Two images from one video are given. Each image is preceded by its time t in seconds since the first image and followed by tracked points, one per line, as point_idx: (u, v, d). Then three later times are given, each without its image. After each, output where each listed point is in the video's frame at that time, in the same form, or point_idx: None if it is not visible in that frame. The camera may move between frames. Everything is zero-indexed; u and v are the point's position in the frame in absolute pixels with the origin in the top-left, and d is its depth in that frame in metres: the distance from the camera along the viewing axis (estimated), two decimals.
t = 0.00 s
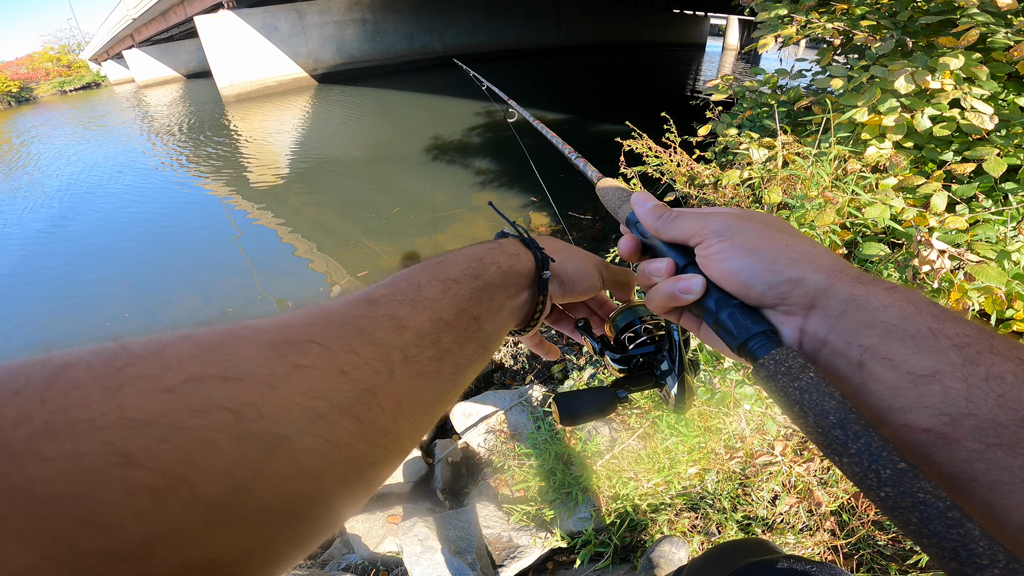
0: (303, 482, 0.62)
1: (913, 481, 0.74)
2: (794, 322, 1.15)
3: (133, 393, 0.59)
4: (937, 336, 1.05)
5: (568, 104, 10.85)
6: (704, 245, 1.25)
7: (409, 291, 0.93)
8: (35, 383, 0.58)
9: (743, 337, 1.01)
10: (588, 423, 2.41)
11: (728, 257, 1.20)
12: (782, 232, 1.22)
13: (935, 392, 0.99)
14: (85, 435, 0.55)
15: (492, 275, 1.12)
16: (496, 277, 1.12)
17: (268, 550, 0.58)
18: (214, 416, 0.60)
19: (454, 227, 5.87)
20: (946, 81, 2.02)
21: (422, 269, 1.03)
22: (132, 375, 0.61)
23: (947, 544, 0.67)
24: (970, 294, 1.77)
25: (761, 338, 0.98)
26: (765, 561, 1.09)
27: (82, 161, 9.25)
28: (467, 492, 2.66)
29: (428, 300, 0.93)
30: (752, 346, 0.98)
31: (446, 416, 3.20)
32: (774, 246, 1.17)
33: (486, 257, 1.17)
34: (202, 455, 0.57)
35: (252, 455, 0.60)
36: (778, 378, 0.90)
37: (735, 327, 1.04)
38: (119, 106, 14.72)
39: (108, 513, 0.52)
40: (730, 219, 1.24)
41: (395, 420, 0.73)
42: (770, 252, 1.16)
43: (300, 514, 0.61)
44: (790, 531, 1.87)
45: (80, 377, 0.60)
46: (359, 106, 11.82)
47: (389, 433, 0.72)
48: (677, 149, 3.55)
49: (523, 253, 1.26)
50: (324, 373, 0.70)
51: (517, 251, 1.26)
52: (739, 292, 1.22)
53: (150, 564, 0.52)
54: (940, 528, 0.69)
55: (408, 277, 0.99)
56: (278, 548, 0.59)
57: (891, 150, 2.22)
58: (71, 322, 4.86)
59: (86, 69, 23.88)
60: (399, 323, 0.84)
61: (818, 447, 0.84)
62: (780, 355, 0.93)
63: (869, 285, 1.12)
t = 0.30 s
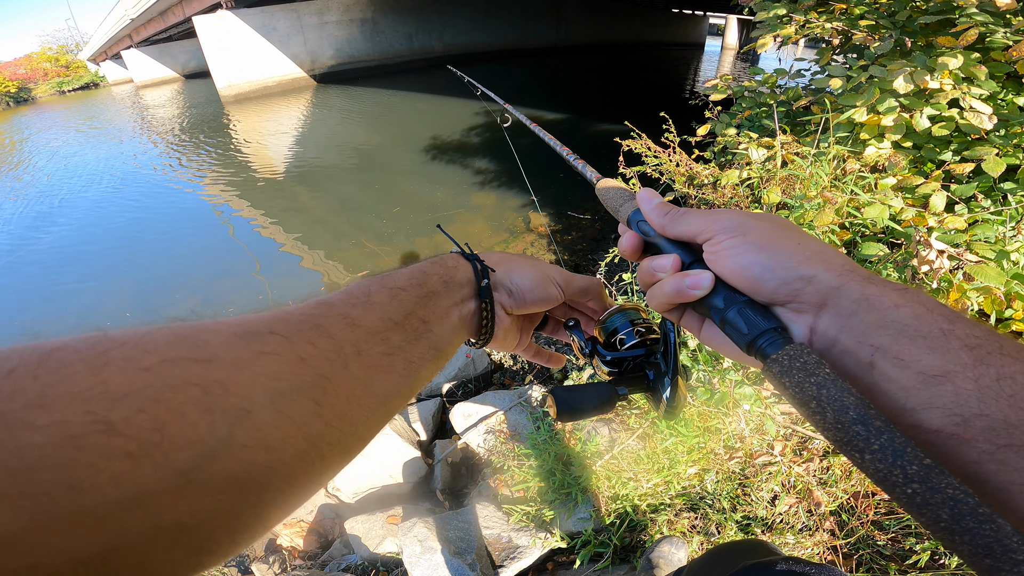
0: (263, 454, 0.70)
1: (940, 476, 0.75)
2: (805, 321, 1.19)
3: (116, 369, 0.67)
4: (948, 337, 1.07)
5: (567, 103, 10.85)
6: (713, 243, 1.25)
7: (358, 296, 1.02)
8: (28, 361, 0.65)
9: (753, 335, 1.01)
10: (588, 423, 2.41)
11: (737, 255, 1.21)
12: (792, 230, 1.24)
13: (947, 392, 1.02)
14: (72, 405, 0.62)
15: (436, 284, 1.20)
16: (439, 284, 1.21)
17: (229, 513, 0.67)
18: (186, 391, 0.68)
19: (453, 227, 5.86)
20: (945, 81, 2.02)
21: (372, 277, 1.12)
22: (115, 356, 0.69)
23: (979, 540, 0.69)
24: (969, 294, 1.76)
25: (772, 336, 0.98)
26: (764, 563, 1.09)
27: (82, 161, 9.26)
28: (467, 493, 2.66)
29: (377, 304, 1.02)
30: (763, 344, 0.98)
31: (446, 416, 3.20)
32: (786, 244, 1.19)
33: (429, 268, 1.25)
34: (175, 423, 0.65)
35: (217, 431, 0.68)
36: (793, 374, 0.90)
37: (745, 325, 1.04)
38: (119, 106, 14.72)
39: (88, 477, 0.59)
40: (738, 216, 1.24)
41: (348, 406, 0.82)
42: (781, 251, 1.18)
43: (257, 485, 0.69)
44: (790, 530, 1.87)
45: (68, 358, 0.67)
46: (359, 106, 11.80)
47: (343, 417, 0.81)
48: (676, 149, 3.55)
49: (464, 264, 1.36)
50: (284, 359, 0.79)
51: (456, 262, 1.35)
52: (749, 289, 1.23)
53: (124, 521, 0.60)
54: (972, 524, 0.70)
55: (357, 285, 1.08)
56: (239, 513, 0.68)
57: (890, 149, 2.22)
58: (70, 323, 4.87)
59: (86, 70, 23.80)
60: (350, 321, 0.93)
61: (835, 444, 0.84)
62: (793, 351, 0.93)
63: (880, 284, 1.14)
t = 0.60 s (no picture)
0: (257, 450, 0.77)
1: (954, 471, 0.75)
2: (810, 317, 1.20)
3: (128, 368, 0.74)
4: (954, 335, 1.07)
5: (567, 103, 10.85)
6: (718, 238, 1.26)
7: (344, 314, 1.10)
8: (45, 357, 0.72)
9: (757, 331, 1.01)
10: (588, 423, 2.41)
11: (743, 251, 1.22)
12: (798, 227, 1.25)
13: (952, 390, 1.02)
14: (87, 398, 0.69)
15: (416, 305, 1.28)
16: (417, 305, 1.30)
17: (224, 505, 0.73)
18: (190, 389, 0.75)
19: (453, 227, 5.85)
20: (945, 81, 2.01)
21: (355, 300, 1.20)
22: (126, 356, 0.76)
23: (997, 535, 0.68)
24: (968, 294, 1.77)
25: (777, 331, 0.98)
26: (762, 564, 1.09)
27: (81, 161, 9.25)
28: (467, 493, 2.66)
29: (361, 321, 1.10)
30: (767, 339, 0.98)
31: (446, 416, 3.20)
32: (792, 240, 1.20)
33: (407, 292, 1.33)
34: (179, 418, 0.72)
35: (218, 426, 0.74)
36: (802, 368, 0.90)
37: (751, 319, 1.04)
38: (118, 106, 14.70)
39: (97, 465, 0.65)
40: (744, 214, 1.26)
41: (335, 409, 0.90)
42: (787, 247, 1.19)
43: (252, 477, 0.76)
44: (789, 531, 1.87)
45: (83, 355, 0.74)
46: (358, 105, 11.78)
47: (330, 420, 0.88)
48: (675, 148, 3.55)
49: (437, 288, 1.43)
50: (279, 365, 0.86)
51: (431, 286, 1.42)
52: (754, 284, 1.24)
53: (128, 508, 0.66)
54: (989, 519, 0.70)
55: (342, 305, 1.16)
56: (232, 504, 0.74)
57: (890, 149, 2.21)
58: (70, 323, 4.86)
59: (84, 69, 23.73)
60: (339, 334, 1.02)
61: (846, 439, 0.83)
62: (801, 345, 0.94)
63: (886, 284, 1.15)
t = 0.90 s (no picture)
0: (273, 450, 0.84)
1: (958, 472, 0.74)
2: (811, 319, 1.20)
3: (154, 370, 0.79)
4: (955, 338, 1.07)
5: (566, 102, 10.84)
6: (719, 239, 1.26)
7: (347, 328, 1.18)
8: (76, 359, 0.77)
9: (756, 332, 1.01)
10: (587, 423, 2.42)
11: (743, 251, 1.22)
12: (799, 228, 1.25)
13: (954, 392, 1.01)
14: (116, 397, 0.74)
15: (415, 321, 1.38)
16: (414, 322, 1.38)
17: (240, 501, 0.79)
18: (211, 392, 0.81)
19: (452, 226, 5.85)
20: (945, 80, 2.00)
21: (355, 316, 1.28)
22: (152, 360, 0.81)
23: (1005, 537, 0.66)
24: (968, 294, 1.77)
25: (776, 333, 0.98)
26: (762, 565, 1.09)
27: (80, 161, 9.23)
28: (467, 492, 2.65)
29: (364, 334, 1.18)
30: (766, 340, 0.99)
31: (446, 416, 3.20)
32: (793, 241, 1.20)
33: (404, 309, 1.41)
34: (202, 419, 0.78)
35: (238, 428, 0.81)
36: (803, 368, 0.90)
37: (750, 320, 1.04)
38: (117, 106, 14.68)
39: (126, 462, 0.71)
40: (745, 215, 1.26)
41: (342, 415, 0.97)
42: (788, 247, 1.19)
43: (267, 475, 0.82)
44: (789, 530, 1.87)
45: (110, 357, 0.79)
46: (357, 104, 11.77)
47: (337, 425, 0.95)
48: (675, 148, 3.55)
49: (432, 305, 1.51)
50: (291, 371, 0.93)
51: (427, 304, 1.51)
52: (754, 285, 1.24)
53: (154, 504, 0.72)
54: (996, 520, 0.68)
55: (345, 319, 1.23)
56: (248, 502, 0.80)
57: (890, 149, 2.21)
58: (69, 322, 4.85)
59: (83, 69, 23.69)
60: (345, 346, 1.10)
61: (848, 439, 0.83)
62: (801, 346, 0.94)
63: (887, 285, 1.15)
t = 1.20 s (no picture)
0: (278, 459, 0.83)
1: (973, 471, 0.73)
2: (816, 319, 1.19)
3: (159, 381, 0.79)
4: (962, 338, 1.07)
5: (566, 101, 10.84)
6: (722, 239, 1.25)
7: (347, 338, 1.17)
8: (81, 370, 0.76)
9: (761, 333, 1.01)
10: (587, 422, 2.41)
11: (747, 251, 1.22)
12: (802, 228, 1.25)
13: (962, 392, 1.01)
14: (122, 409, 0.74)
15: (416, 329, 1.38)
16: (414, 331, 1.37)
17: (245, 510, 0.79)
18: (216, 402, 0.81)
19: (452, 225, 5.83)
20: (946, 79, 1.99)
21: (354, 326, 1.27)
22: (157, 371, 0.80)
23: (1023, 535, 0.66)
24: (969, 293, 1.76)
25: (781, 333, 0.98)
26: (763, 564, 1.08)
27: (79, 160, 9.21)
28: (467, 492, 2.64)
29: (365, 344, 1.17)
30: (772, 341, 0.98)
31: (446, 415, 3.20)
32: (796, 240, 1.20)
33: (402, 318, 1.40)
34: (206, 428, 0.78)
35: (243, 437, 0.80)
36: (810, 368, 0.90)
37: (755, 320, 1.04)
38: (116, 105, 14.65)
39: (132, 472, 0.71)
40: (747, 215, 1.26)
41: (347, 423, 0.96)
42: (792, 247, 1.19)
43: (272, 484, 0.82)
44: (789, 530, 1.86)
45: (115, 368, 0.79)
46: (357, 103, 11.75)
47: (342, 433, 0.95)
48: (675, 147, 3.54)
49: (432, 313, 1.52)
50: (295, 381, 0.92)
51: (426, 313, 1.50)
52: (758, 285, 1.23)
53: (160, 514, 0.71)
54: (1014, 519, 0.67)
55: (345, 328, 1.22)
56: (252, 510, 0.80)
57: (890, 148, 2.20)
58: (68, 322, 4.83)
59: (81, 67, 23.63)
60: (347, 354, 1.09)
61: (859, 440, 0.82)
62: (808, 345, 0.93)
63: (892, 285, 1.15)
